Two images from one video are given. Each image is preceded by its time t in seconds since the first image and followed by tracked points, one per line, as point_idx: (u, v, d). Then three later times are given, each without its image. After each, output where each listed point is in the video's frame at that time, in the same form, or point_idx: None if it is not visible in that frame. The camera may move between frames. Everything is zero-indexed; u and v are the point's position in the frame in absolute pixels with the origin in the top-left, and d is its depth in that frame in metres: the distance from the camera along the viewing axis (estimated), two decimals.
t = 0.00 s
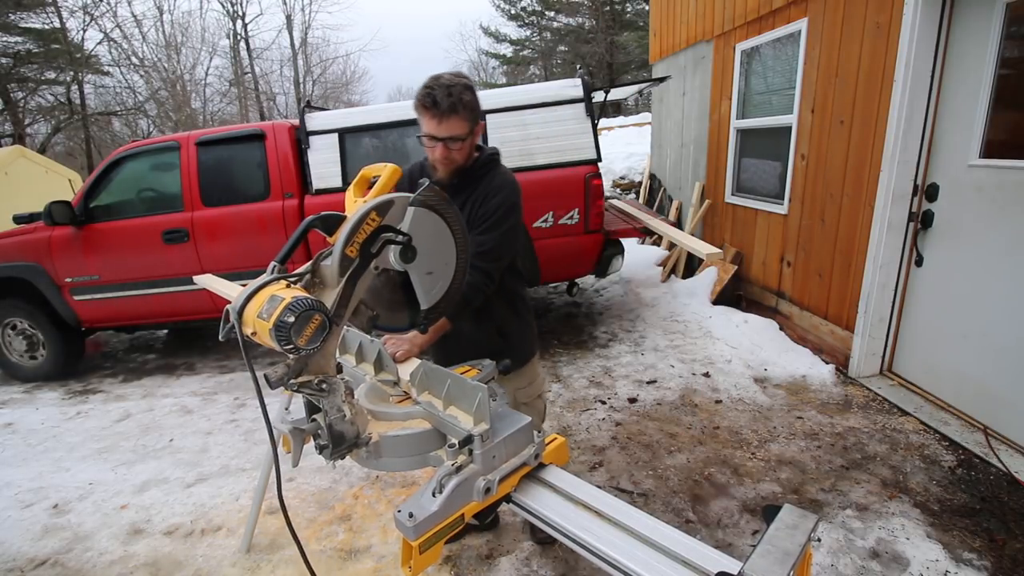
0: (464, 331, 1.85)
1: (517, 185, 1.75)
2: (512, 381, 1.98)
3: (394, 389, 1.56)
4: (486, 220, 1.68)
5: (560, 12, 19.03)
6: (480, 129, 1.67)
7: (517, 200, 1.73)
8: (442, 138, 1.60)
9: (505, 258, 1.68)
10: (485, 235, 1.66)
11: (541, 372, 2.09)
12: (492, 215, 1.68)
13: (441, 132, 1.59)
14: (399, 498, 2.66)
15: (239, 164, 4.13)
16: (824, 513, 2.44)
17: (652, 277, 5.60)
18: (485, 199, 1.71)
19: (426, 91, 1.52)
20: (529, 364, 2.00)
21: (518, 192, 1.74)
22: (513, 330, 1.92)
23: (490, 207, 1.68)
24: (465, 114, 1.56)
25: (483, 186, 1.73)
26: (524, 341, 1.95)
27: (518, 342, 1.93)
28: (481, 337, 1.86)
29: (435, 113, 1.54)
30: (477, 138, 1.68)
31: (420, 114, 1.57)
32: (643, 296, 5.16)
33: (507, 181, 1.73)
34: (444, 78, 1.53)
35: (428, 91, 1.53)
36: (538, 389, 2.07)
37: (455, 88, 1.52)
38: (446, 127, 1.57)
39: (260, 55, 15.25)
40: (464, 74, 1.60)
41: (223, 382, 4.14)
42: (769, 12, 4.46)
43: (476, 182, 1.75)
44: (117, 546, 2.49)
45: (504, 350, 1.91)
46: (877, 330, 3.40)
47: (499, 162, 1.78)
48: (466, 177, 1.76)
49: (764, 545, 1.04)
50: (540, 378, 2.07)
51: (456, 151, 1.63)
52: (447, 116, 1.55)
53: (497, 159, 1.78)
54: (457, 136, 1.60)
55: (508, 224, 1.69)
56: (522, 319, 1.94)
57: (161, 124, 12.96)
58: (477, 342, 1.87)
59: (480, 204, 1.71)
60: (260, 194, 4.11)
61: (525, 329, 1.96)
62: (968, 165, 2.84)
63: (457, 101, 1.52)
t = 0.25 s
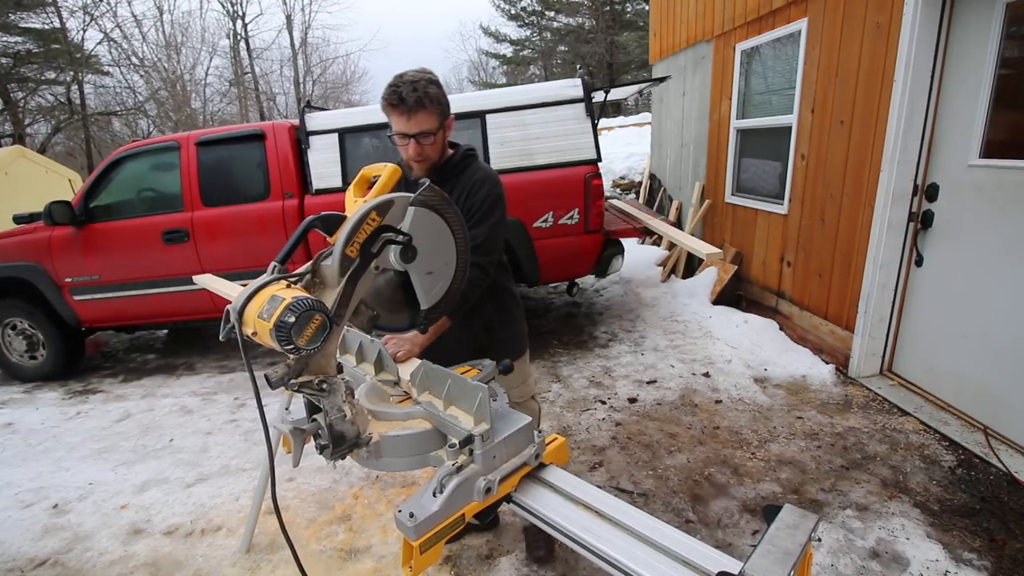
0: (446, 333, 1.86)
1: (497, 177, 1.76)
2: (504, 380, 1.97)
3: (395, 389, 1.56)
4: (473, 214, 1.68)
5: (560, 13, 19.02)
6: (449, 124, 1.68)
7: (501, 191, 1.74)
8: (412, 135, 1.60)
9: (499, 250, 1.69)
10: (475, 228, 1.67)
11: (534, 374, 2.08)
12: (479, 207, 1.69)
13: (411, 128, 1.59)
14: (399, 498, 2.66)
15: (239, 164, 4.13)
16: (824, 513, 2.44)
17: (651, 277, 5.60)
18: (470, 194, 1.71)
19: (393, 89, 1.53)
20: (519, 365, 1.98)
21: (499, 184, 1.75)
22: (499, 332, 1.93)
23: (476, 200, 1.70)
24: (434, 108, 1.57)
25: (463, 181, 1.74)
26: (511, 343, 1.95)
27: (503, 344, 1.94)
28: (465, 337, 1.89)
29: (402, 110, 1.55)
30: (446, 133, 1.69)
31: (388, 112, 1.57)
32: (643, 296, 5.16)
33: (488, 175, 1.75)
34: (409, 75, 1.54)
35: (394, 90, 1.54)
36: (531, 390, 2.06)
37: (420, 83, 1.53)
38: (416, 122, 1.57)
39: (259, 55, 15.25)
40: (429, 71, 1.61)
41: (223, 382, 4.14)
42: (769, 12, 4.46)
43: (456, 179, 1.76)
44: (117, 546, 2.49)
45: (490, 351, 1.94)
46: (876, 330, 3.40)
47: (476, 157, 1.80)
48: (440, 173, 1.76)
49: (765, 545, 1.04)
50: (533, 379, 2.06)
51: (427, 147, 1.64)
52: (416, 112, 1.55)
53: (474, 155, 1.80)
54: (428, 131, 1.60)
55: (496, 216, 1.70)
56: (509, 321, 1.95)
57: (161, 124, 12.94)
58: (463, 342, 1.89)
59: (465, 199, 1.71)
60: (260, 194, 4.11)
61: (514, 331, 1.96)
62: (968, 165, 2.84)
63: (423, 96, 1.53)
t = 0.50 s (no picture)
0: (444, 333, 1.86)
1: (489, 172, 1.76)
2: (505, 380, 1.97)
3: (395, 389, 1.55)
4: (469, 211, 1.69)
5: (560, 13, 19.02)
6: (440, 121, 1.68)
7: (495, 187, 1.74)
8: (404, 133, 1.60)
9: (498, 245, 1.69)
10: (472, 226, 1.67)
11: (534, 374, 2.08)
12: (474, 203, 1.69)
13: (403, 126, 1.58)
14: (399, 498, 2.66)
15: (239, 164, 4.13)
16: (824, 513, 2.44)
17: (651, 277, 5.60)
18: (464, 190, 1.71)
19: (384, 87, 1.53)
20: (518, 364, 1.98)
21: (492, 180, 1.76)
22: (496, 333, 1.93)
23: (471, 196, 1.69)
24: (426, 105, 1.57)
25: (455, 178, 1.74)
26: (509, 343, 1.96)
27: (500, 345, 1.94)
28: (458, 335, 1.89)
29: (394, 108, 1.55)
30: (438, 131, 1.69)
31: (379, 111, 1.57)
32: (643, 296, 5.17)
33: (480, 171, 1.75)
34: (400, 73, 1.54)
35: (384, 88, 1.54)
36: (531, 390, 2.06)
37: (411, 81, 1.53)
38: (408, 119, 1.57)
39: (259, 55, 15.24)
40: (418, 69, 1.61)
41: (223, 382, 4.14)
42: (769, 12, 4.46)
43: (448, 176, 1.76)
44: (117, 546, 2.49)
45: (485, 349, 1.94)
46: (876, 330, 3.40)
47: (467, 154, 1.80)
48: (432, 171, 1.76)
49: (765, 545, 1.04)
50: (533, 379, 2.06)
51: (420, 144, 1.63)
52: (407, 109, 1.55)
53: (465, 151, 1.79)
54: (420, 128, 1.60)
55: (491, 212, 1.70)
56: (506, 322, 1.94)
57: (161, 124, 12.94)
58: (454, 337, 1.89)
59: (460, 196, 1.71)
60: (260, 194, 4.11)
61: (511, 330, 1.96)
62: (968, 165, 2.84)
63: (414, 93, 1.53)
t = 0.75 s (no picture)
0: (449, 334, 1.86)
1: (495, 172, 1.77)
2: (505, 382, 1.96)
3: (395, 389, 1.56)
4: (485, 213, 1.69)
5: (560, 13, 19.03)
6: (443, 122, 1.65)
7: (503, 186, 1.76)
8: (408, 133, 1.57)
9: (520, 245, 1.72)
10: (492, 229, 1.68)
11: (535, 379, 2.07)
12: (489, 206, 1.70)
13: (407, 127, 1.56)
14: (399, 498, 2.66)
15: (239, 164, 4.13)
16: (824, 513, 2.44)
17: (652, 278, 5.60)
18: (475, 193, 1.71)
19: (386, 87, 1.51)
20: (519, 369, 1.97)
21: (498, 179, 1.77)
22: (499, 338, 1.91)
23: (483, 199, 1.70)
24: (430, 105, 1.55)
25: (462, 180, 1.73)
26: (511, 348, 1.94)
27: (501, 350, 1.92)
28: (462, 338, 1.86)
29: (397, 108, 1.52)
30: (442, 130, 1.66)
31: (382, 112, 1.54)
32: (643, 296, 5.17)
33: (487, 171, 1.75)
34: (402, 72, 1.52)
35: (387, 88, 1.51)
36: (531, 396, 2.05)
37: (414, 80, 1.51)
38: (412, 120, 1.54)
39: (259, 55, 15.24)
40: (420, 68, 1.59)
41: (223, 382, 4.14)
42: (769, 12, 4.46)
43: (454, 178, 1.75)
44: (117, 546, 2.49)
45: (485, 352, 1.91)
46: (877, 330, 3.40)
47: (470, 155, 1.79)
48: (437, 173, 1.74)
49: (765, 545, 1.04)
50: (533, 385, 2.05)
51: (424, 145, 1.61)
52: (411, 110, 1.53)
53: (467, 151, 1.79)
54: (425, 129, 1.57)
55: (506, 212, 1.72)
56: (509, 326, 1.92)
57: (161, 124, 12.95)
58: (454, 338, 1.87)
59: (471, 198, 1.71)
60: (260, 194, 4.11)
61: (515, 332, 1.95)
62: (968, 165, 2.84)
63: (418, 92, 1.50)
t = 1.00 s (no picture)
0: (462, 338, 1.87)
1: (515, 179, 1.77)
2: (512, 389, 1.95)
3: (395, 389, 1.56)
4: (503, 221, 1.70)
5: (560, 13, 19.02)
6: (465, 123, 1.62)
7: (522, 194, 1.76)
8: (429, 135, 1.53)
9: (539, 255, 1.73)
10: (510, 237, 1.69)
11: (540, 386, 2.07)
12: (506, 214, 1.70)
13: (429, 129, 1.52)
14: (399, 498, 2.66)
15: (239, 164, 4.13)
16: (824, 513, 2.44)
17: (652, 278, 5.60)
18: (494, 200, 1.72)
19: (409, 85, 1.46)
20: (522, 374, 1.95)
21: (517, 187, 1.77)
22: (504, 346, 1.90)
23: (501, 206, 1.71)
24: (455, 107, 1.51)
25: (481, 186, 1.74)
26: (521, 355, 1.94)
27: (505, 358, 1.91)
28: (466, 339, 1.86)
29: (420, 108, 1.48)
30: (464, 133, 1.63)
31: (403, 111, 1.50)
32: (643, 296, 5.17)
33: (506, 178, 1.75)
34: (427, 70, 1.47)
35: (409, 86, 1.47)
36: (535, 402, 2.04)
37: (440, 80, 1.46)
38: (435, 122, 1.51)
39: (259, 55, 15.24)
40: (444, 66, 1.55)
41: (223, 382, 4.14)
42: (769, 12, 4.46)
43: (473, 183, 1.75)
44: (117, 546, 2.49)
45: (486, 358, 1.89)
46: (876, 330, 3.40)
47: (491, 160, 1.79)
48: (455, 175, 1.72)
49: (764, 545, 1.04)
50: (538, 391, 2.04)
51: (445, 148, 1.57)
52: (435, 112, 1.49)
53: (488, 156, 1.80)
54: (447, 131, 1.54)
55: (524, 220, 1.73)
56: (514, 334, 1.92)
57: (161, 124, 13.11)
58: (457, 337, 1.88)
59: (488, 205, 1.72)
60: (260, 194, 4.11)
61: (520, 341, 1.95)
62: (968, 165, 2.84)
63: (443, 95, 1.46)
